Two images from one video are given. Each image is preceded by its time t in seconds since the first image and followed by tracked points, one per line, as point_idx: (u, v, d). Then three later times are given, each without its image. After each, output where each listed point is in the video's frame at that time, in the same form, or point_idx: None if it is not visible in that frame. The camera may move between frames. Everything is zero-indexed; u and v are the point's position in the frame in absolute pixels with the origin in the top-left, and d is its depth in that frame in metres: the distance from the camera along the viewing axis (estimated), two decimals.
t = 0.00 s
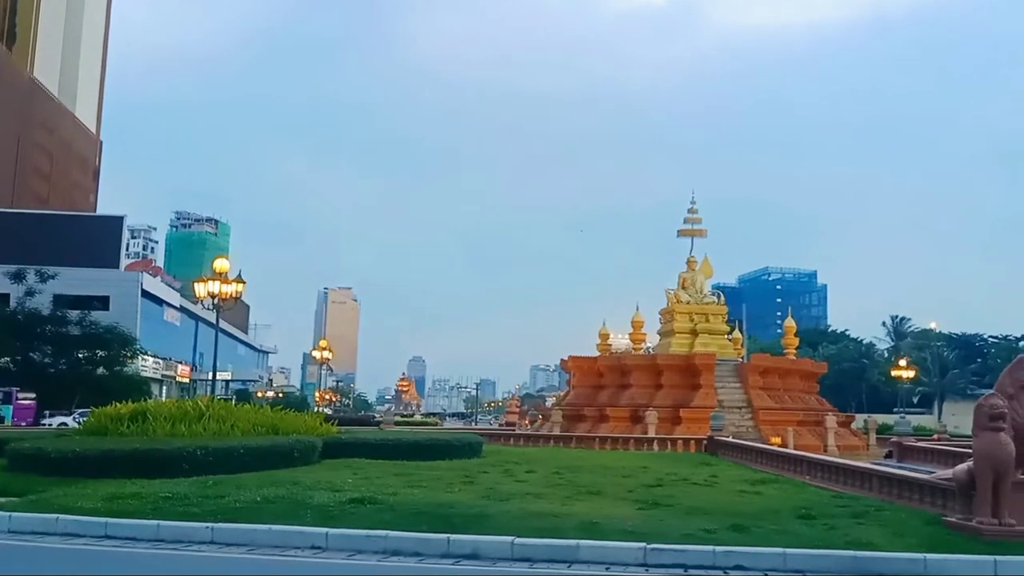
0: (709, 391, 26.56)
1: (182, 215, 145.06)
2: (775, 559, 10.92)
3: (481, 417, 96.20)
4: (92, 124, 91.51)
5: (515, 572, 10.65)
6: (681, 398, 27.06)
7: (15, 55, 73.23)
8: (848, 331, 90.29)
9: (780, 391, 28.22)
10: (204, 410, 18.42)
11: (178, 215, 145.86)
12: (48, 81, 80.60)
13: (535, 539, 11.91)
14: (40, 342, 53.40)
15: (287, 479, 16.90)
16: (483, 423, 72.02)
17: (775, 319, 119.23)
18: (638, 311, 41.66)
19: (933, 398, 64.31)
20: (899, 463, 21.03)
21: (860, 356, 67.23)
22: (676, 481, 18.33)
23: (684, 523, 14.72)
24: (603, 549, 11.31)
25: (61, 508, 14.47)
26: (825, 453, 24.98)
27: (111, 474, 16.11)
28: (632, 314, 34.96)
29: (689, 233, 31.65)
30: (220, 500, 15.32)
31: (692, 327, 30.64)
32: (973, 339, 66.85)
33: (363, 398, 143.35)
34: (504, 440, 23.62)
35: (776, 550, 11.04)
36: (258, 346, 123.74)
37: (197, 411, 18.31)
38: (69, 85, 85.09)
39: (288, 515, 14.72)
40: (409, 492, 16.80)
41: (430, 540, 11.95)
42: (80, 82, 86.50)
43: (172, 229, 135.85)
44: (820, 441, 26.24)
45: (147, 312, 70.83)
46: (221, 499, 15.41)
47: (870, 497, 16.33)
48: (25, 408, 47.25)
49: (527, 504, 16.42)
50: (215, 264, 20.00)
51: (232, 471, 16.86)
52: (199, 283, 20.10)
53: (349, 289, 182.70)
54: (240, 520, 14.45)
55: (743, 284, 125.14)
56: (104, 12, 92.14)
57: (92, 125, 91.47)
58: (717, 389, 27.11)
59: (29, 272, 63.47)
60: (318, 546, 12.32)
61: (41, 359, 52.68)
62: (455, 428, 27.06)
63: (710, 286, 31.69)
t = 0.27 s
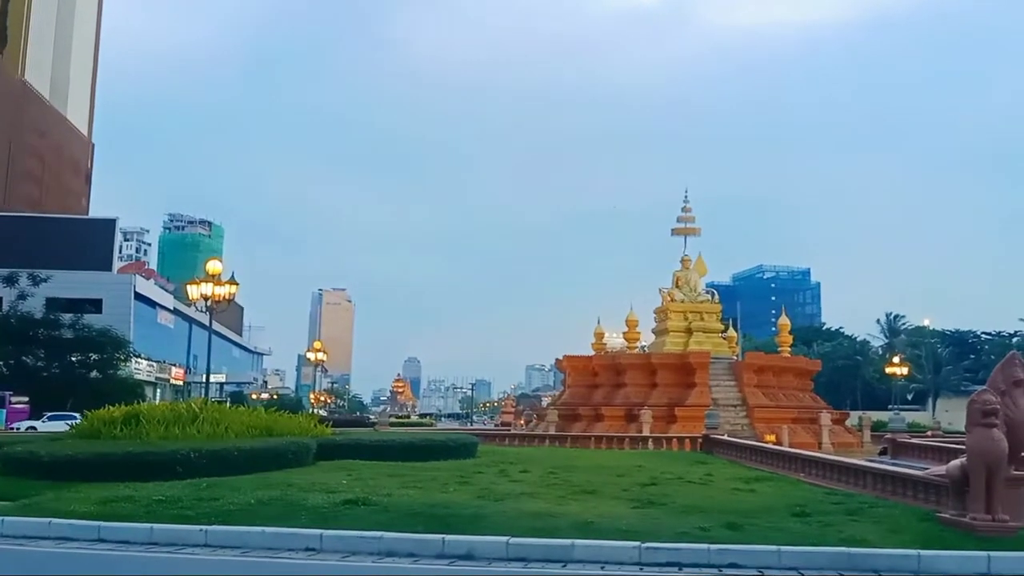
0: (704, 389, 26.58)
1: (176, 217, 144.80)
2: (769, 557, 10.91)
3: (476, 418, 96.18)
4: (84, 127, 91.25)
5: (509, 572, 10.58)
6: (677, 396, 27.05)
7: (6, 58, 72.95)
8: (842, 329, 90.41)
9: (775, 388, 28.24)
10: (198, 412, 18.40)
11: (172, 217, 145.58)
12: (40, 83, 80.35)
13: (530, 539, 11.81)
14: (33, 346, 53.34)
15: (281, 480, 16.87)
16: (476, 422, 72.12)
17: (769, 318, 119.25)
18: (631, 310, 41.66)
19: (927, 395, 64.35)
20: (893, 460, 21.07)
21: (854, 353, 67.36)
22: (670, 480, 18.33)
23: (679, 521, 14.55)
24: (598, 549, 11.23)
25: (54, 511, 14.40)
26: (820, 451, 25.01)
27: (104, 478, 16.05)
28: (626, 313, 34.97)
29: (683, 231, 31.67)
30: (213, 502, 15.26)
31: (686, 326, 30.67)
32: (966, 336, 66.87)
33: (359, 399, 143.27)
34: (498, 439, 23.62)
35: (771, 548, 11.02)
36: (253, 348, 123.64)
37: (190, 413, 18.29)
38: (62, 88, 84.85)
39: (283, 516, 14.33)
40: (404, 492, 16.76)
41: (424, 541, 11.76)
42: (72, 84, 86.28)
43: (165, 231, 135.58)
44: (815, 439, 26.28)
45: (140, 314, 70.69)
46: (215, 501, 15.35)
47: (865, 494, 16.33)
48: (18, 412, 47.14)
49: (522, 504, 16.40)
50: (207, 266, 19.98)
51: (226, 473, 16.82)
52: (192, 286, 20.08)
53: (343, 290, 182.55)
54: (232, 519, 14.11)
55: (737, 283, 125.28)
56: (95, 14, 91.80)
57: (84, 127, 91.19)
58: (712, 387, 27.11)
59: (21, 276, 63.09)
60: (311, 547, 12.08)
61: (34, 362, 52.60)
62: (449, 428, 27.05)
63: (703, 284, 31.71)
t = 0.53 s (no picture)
0: (701, 387, 26.63)
1: (172, 217, 144.55)
2: (765, 554, 10.90)
3: (473, 416, 96.12)
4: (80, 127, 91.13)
5: (507, 570, 10.55)
6: (673, 394, 27.11)
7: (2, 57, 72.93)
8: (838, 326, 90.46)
9: (772, 386, 28.25)
10: (195, 412, 18.40)
11: (168, 217, 145.37)
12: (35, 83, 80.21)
13: (526, 537, 11.79)
14: (30, 346, 53.51)
15: (278, 480, 16.88)
16: (474, 421, 72.12)
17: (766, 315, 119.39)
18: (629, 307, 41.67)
19: (924, 392, 64.46)
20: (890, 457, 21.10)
21: (851, 350, 67.40)
22: (667, 477, 18.34)
23: (676, 519, 14.52)
24: (595, 546, 11.21)
25: (51, 511, 14.37)
26: (817, 448, 25.04)
27: (101, 478, 16.04)
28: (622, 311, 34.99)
29: (679, 229, 31.69)
30: (210, 501, 15.24)
31: (683, 324, 30.71)
32: (963, 333, 66.85)
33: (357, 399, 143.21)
34: (495, 438, 23.66)
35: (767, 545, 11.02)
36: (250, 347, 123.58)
37: (187, 412, 18.30)
38: (57, 88, 84.73)
39: (280, 515, 14.25)
40: (400, 491, 16.76)
41: (421, 540, 11.72)
42: (68, 84, 86.22)
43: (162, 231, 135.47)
44: (812, 436, 26.32)
45: (137, 314, 70.64)
46: (212, 500, 15.32)
47: (861, 491, 16.35)
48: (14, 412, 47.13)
49: (519, 502, 16.41)
50: (203, 265, 19.97)
51: (223, 472, 16.83)
52: (188, 286, 20.10)
53: (340, 290, 182.39)
54: (229, 517, 14.03)
55: (734, 281, 125.26)
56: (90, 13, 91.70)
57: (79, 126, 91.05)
58: (708, 385, 27.15)
59: (17, 276, 62.79)
60: (308, 547, 12.03)
61: (31, 363, 52.72)
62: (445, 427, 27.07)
63: (700, 282, 31.74)
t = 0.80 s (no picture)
0: (700, 385, 26.64)
1: (171, 217, 144.55)
2: (765, 552, 10.89)
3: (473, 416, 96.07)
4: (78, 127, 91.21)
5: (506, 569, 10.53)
6: (672, 393, 27.13)
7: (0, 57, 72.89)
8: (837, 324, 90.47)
9: (771, 384, 28.27)
10: (194, 411, 18.41)
11: (167, 217, 145.34)
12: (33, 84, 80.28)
13: (525, 536, 11.77)
14: (29, 346, 53.51)
15: (278, 479, 16.88)
16: (473, 420, 72.11)
17: (765, 314, 119.45)
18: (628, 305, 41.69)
19: (924, 390, 64.47)
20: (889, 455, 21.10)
21: (851, 349, 67.37)
22: (666, 476, 18.34)
23: (675, 517, 14.49)
24: (594, 545, 11.20)
25: (50, 511, 14.36)
26: (816, 446, 25.05)
27: (101, 478, 16.05)
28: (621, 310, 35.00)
29: (678, 228, 31.69)
30: (209, 501, 15.23)
31: (682, 322, 30.74)
32: (962, 331, 66.80)
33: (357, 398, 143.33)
34: (494, 437, 23.67)
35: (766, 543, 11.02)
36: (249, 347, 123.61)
37: (186, 412, 18.31)
38: (56, 88, 84.71)
39: (280, 514, 14.21)
40: (399, 490, 16.76)
41: (421, 539, 11.71)
42: (66, 84, 86.16)
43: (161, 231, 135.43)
44: (811, 434, 26.34)
45: (136, 314, 70.63)
46: (211, 500, 15.32)
47: (861, 489, 16.34)
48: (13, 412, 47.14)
49: (519, 501, 16.40)
50: (202, 265, 19.98)
51: (222, 472, 16.83)
52: (187, 285, 20.12)
53: (339, 289, 182.38)
54: (228, 516, 14.01)
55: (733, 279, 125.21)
56: (88, 13, 91.64)
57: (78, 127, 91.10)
58: (707, 383, 27.15)
59: (16, 276, 62.76)
60: (307, 546, 12.02)
61: (30, 363, 52.68)
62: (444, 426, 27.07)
63: (699, 281, 31.75)
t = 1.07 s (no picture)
0: (701, 385, 26.64)
1: (173, 218, 144.67)
2: (767, 553, 10.86)
3: (474, 418, 96.08)
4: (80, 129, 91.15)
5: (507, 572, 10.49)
6: (674, 393, 27.14)
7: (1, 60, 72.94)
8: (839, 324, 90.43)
9: (773, 384, 28.26)
10: (196, 413, 18.44)
11: (169, 219, 145.49)
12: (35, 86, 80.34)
13: (526, 536, 11.75)
14: (32, 349, 53.63)
15: (279, 480, 16.90)
16: (474, 421, 72.09)
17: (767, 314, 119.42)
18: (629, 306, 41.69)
19: (926, 390, 64.40)
20: (892, 455, 21.06)
21: (853, 348, 67.32)
22: (668, 477, 18.33)
23: (677, 518, 14.46)
24: (595, 545, 11.19)
25: (51, 512, 14.36)
26: (818, 446, 25.03)
27: (101, 480, 16.05)
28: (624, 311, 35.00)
29: (679, 228, 31.68)
30: (211, 502, 15.23)
31: (684, 323, 30.74)
32: (964, 330, 66.68)
33: (359, 400, 143.48)
34: (496, 438, 23.66)
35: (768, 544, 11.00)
36: (251, 349, 123.67)
37: (188, 414, 18.35)
38: (57, 91, 84.81)
39: (282, 516, 14.19)
40: (401, 492, 16.76)
41: (422, 540, 11.68)
42: (67, 86, 86.24)
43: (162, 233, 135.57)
44: (813, 435, 26.30)
45: (138, 316, 70.70)
46: (213, 502, 15.32)
47: (863, 490, 16.32)
48: (17, 414, 47.29)
49: (520, 502, 16.39)
50: (203, 266, 19.98)
51: (224, 473, 16.84)
52: (188, 287, 20.14)
53: (341, 291, 182.43)
54: (229, 518, 14.01)
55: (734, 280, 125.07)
56: (89, 16, 91.72)
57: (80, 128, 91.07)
58: (710, 384, 27.14)
59: (18, 278, 62.71)
60: (310, 548, 11.99)
61: (33, 365, 52.77)
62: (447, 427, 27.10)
63: (700, 281, 31.73)
